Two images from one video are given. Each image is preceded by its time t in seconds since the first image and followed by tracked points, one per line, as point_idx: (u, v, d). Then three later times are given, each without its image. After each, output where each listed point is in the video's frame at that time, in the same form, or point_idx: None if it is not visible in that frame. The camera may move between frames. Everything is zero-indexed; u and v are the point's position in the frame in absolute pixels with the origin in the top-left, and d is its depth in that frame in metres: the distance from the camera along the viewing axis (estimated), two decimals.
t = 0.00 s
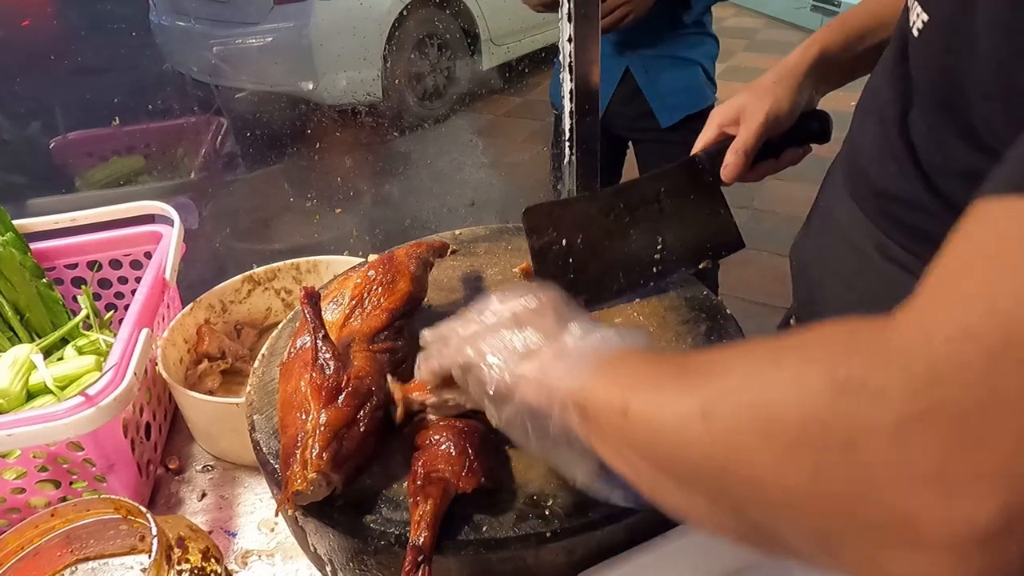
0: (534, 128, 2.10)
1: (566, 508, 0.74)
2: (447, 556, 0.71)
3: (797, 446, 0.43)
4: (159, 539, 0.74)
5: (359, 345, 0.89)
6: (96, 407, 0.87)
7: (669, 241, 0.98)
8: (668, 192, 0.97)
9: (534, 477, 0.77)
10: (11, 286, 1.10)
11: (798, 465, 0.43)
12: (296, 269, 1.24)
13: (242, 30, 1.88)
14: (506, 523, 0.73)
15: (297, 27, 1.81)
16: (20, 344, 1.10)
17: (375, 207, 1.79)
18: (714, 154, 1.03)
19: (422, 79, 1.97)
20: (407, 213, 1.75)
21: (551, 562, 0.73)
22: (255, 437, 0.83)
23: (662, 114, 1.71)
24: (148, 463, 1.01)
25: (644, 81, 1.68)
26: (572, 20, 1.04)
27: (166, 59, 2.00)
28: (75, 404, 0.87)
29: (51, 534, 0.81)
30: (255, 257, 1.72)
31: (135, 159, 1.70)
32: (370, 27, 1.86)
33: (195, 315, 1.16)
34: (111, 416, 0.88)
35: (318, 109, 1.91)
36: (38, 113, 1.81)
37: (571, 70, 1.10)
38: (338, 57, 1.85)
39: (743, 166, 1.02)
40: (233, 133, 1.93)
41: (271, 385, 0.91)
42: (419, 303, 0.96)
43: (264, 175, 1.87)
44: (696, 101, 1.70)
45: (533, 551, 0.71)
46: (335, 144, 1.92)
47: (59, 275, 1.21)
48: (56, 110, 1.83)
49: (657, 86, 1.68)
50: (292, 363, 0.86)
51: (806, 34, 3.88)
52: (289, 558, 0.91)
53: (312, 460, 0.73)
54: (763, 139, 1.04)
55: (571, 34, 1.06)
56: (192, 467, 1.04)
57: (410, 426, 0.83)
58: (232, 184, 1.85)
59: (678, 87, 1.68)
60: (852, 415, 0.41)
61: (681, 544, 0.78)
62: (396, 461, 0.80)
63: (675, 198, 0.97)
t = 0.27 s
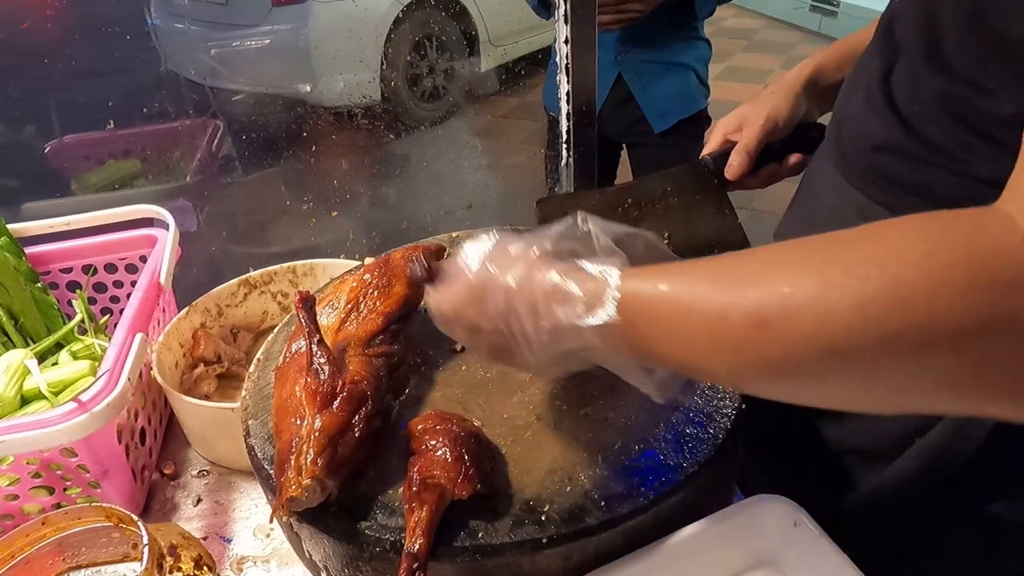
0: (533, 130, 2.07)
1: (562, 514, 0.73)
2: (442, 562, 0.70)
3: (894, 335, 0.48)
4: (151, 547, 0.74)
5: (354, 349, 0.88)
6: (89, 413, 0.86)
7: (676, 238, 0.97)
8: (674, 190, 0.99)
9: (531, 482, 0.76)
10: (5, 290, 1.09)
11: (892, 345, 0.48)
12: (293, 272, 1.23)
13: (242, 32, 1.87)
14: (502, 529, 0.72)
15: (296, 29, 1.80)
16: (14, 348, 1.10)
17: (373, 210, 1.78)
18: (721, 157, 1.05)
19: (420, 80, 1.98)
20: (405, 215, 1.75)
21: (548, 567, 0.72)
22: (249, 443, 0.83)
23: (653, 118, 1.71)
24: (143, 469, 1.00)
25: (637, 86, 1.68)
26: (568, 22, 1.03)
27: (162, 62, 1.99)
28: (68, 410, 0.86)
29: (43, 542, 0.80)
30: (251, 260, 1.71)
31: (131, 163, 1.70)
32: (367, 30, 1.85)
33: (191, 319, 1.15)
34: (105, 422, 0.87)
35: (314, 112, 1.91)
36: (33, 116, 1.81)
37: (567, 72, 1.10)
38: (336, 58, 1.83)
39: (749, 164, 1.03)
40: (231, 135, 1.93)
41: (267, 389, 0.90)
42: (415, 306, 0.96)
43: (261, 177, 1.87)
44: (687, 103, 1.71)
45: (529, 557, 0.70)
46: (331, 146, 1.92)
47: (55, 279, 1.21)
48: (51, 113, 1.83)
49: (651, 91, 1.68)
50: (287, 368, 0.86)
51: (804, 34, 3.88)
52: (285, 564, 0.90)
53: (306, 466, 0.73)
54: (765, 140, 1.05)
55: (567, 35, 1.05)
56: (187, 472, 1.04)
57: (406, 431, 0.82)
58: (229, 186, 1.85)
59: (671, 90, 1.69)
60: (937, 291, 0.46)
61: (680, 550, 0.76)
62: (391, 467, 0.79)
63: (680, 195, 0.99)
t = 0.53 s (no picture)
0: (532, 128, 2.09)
1: (561, 512, 0.73)
2: (442, 561, 0.70)
3: (944, 266, 0.55)
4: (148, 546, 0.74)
5: (352, 348, 0.88)
6: (86, 412, 0.86)
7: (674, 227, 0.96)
8: (669, 178, 0.99)
9: (530, 481, 0.76)
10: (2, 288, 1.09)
11: (945, 275, 0.55)
12: (291, 270, 1.23)
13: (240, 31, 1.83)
14: (501, 527, 0.72)
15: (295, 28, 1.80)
16: (11, 346, 1.09)
17: (371, 208, 1.78)
18: (713, 147, 1.05)
19: (418, 81, 1.94)
20: (404, 213, 1.75)
21: (547, 566, 0.72)
22: (247, 441, 0.82)
23: (651, 118, 1.70)
24: (141, 467, 1.00)
25: (633, 87, 1.68)
26: (567, 20, 1.03)
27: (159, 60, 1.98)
28: (65, 409, 0.86)
29: (39, 540, 0.80)
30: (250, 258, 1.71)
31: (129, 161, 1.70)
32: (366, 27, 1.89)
33: (189, 318, 1.15)
34: (102, 420, 0.87)
35: (313, 109, 1.88)
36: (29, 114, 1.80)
37: (567, 70, 1.09)
38: (334, 56, 1.84)
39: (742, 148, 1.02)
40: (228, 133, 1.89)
41: (265, 388, 0.90)
42: (414, 305, 0.95)
43: (260, 175, 1.86)
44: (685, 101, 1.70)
45: (528, 555, 0.70)
46: (330, 145, 1.89)
47: (52, 277, 1.20)
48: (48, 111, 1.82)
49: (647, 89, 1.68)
50: (286, 366, 0.86)
51: (803, 34, 3.88)
52: (283, 563, 0.90)
53: (305, 465, 0.73)
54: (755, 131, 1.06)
55: (568, 33, 1.05)
56: (185, 471, 1.03)
57: (404, 430, 0.82)
58: (228, 184, 1.85)
59: (667, 89, 1.68)
60: (980, 221, 0.54)
61: (678, 548, 0.76)
62: (390, 465, 0.79)
63: (675, 184, 0.99)
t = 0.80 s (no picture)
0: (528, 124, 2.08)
1: (557, 509, 0.72)
2: (437, 558, 0.69)
3: (967, 254, 0.57)
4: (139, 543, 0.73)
5: (347, 344, 0.87)
6: (77, 408, 0.85)
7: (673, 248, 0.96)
8: (668, 205, 0.99)
9: (526, 478, 0.75)
10: None
11: (969, 263, 0.58)
12: (285, 267, 1.22)
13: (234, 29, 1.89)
14: (497, 524, 0.71)
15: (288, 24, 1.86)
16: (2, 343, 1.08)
17: (367, 205, 1.78)
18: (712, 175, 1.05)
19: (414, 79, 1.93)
20: (399, 210, 1.74)
21: (543, 563, 0.71)
22: (241, 438, 0.82)
23: (644, 115, 1.70)
24: (134, 465, 0.99)
25: (629, 86, 1.67)
26: (564, 14, 1.02)
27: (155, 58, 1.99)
28: (56, 405, 0.85)
29: (29, 538, 0.79)
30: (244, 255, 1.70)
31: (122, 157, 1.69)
32: (361, 22, 1.89)
33: (183, 315, 1.14)
34: (94, 417, 0.86)
35: (309, 108, 1.90)
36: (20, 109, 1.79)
37: (563, 65, 1.09)
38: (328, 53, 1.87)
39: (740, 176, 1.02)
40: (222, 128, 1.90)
41: (259, 384, 0.89)
42: (409, 301, 0.94)
43: (254, 171, 1.85)
44: (679, 99, 1.69)
45: (524, 552, 0.70)
46: (323, 140, 1.89)
47: (44, 273, 1.19)
48: (40, 106, 1.81)
49: (642, 87, 1.67)
50: (280, 362, 0.85)
51: (798, 32, 3.88)
52: (277, 561, 0.89)
53: (299, 462, 0.72)
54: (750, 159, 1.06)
55: (564, 27, 1.04)
56: (179, 469, 1.03)
57: (399, 427, 0.81)
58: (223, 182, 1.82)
59: (662, 88, 1.68)
60: (1001, 210, 0.56)
61: (675, 545, 0.75)
62: (385, 462, 0.78)
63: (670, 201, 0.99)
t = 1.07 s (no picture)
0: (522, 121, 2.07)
1: (549, 507, 0.72)
2: (428, 557, 0.69)
3: (953, 259, 0.57)
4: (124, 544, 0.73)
5: (338, 342, 0.86)
6: (64, 408, 0.84)
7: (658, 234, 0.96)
8: (659, 194, 0.98)
9: (518, 476, 0.75)
10: None
11: (954, 268, 0.57)
12: (277, 264, 1.21)
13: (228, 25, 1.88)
14: (488, 523, 0.70)
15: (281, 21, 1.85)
16: None
17: (359, 202, 1.77)
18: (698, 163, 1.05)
19: (410, 75, 1.93)
20: (391, 207, 1.73)
21: (535, 561, 0.71)
22: (231, 437, 0.81)
23: (636, 114, 1.69)
24: (123, 465, 0.98)
25: (620, 85, 1.67)
26: (556, 10, 1.02)
27: (145, 54, 1.98)
28: (43, 405, 0.84)
29: (15, 539, 0.78)
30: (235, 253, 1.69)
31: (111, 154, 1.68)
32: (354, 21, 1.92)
33: (173, 313, 1.13)
34: (81, 417, 0.86)
35: (300, 103, 1.87)
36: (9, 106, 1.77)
37: (555, 61, 1.08)
38: (321, 50, 1.87)
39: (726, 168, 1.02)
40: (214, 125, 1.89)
41: (249, 383, 0.88)
42: (401, 298, 0.94)
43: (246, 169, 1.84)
44: (673, 97, 1.68)
45: (516, 550, 0.69)
46: (317, 137, 1.87)
47: (32, 272, 1.18)
48: (28, 103, 1.79)
49: (634, 85, 1.67)
50: (270, 361, 0.84)
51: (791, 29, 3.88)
52: (268, 560, 0.89)
53: (289, 460, 0.71)
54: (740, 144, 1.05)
55: (556, 22, 1.03)
56: (169, 468, 1.02)
57: (391, 425, 0.80)
58: (214, 179, 1.83)
59: (654, 86, 1.67)
60: (988, 217, 0.55)
61: (668, 542, 0.75)
62: (376, 460, 0.77)
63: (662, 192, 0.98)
